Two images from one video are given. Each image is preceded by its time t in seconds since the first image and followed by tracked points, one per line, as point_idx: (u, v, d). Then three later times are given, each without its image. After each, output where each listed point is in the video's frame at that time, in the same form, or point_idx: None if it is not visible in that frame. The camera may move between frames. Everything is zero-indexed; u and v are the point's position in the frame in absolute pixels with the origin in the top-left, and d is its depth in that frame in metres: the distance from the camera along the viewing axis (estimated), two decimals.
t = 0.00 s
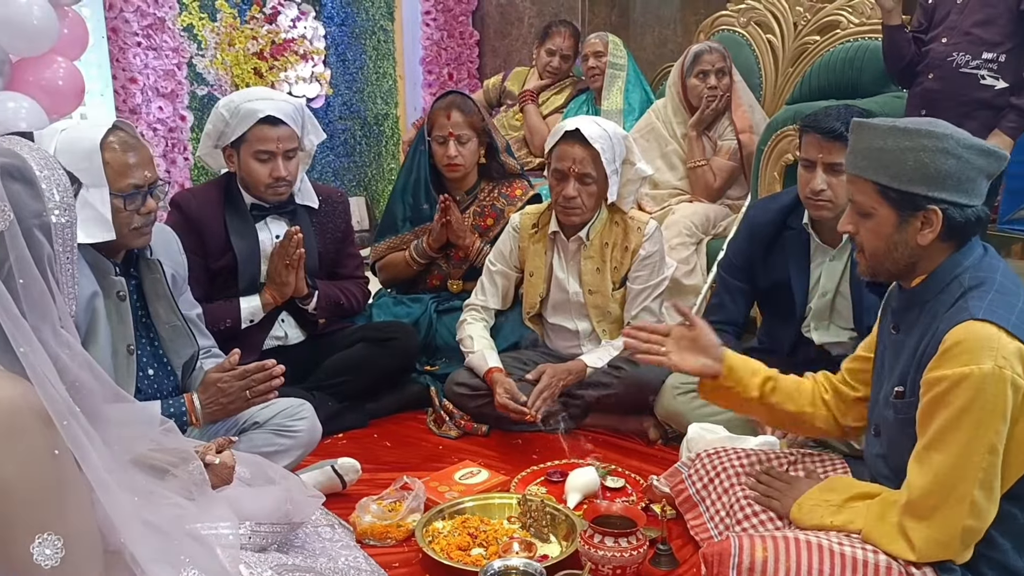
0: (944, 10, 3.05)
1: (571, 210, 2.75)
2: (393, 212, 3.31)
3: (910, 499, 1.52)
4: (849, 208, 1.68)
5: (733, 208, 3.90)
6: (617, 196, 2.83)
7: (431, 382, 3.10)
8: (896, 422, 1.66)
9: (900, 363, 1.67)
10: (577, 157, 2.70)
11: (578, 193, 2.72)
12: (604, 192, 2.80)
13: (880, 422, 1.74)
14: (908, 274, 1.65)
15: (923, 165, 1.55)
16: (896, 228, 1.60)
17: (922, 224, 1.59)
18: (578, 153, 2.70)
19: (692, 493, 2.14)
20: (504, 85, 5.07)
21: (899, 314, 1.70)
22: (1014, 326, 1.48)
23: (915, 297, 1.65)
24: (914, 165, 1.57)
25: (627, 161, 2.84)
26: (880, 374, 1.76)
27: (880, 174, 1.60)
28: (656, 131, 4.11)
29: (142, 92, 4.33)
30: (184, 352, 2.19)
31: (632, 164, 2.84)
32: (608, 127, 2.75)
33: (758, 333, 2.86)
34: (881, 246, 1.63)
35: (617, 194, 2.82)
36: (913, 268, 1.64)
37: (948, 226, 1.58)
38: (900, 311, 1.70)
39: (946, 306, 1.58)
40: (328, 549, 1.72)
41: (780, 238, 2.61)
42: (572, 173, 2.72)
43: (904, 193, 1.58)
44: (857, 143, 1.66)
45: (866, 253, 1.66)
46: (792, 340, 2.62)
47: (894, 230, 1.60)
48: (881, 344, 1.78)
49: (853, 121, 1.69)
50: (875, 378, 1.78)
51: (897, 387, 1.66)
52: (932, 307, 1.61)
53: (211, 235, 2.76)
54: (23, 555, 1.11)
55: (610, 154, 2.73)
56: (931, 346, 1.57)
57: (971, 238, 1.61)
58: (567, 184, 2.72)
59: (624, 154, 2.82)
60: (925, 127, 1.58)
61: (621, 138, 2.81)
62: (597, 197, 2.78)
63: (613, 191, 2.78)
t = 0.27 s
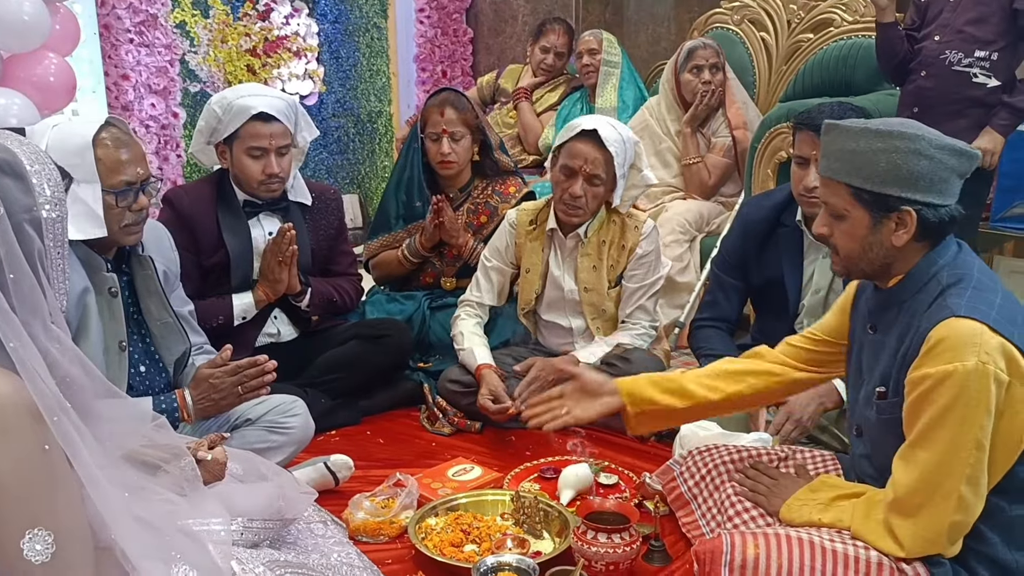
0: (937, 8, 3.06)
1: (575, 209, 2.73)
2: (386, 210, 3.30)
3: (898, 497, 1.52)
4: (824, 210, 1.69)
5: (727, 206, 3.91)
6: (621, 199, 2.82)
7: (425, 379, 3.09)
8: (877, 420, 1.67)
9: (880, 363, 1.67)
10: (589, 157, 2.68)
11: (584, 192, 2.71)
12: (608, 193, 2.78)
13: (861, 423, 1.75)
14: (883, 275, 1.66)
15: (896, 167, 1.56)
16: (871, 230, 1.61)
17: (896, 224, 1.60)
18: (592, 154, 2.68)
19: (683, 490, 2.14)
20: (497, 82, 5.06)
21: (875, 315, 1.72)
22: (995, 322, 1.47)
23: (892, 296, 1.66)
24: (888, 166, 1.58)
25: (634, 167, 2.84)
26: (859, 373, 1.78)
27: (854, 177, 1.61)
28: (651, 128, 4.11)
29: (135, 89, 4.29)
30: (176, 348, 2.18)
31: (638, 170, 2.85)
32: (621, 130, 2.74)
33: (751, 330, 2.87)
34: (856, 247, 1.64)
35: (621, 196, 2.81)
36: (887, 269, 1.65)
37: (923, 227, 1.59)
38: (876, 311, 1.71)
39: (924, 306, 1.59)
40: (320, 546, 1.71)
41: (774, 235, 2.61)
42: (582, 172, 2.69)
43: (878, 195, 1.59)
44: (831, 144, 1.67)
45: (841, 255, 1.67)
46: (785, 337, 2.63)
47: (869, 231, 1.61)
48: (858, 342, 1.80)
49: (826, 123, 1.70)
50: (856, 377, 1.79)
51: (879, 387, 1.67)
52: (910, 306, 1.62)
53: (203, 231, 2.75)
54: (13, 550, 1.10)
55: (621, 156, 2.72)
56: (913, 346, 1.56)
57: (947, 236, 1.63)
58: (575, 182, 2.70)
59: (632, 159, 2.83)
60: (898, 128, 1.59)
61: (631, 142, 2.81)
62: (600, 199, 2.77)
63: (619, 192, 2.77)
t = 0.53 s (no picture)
0: None
1: (585, 203, 2.69)
2: (378, 196, 3.25)
3: (876, 494, 1.52)
4: (780, 208, 1.70)
5: (716, 194, 3.92)
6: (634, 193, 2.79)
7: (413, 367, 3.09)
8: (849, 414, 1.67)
9: (847, 358, 1.67)
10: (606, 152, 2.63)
11: (596, 188, 2.66)
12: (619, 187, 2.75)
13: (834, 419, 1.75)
14: (843, 272, 1.68)
15: (849, 165, 1.57)
16: (826, 227, 1.62)
17: (852, 222, 1.61)
18: (612, 152, 2.64)
19: (670, 480, 2.14)
20: (487, 71, 5.04)
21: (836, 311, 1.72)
22: (956, 312, 1.49)
23: (852, 293, 1.67)
24: (842, 164, 1.58)
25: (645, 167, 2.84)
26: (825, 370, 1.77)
27: (808, 176, 1.62)
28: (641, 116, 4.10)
29: (121, 75, 4.28)
30: (162, 335, 2.17)
31: (649, 169, 2.85)
32: (640, 129, 2.72)
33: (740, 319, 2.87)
34: (812, 246, 1.65)
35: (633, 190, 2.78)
36: (845, 266, 1.66)
37: (874, 225, 1.60)
38: (839, 307, 1.72)
39: (885, 300, 1.60)
40: (307, 533, 1.70)
41: (763, 224, 2.60)
42: (597, 168, 2.65)
43: (834, 194, 1.60)
44: (785, 143, 1.68)
45: (799, 253, 1.68)
46: (773, 326, 2.64)
47: (824, 229, 1.62)
48: (824, 340, 1.79)
49: (781, 122, 1.71)
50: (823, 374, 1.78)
51: (847, 383, 1.67)
52: (871, 302, 1.63)
53: (191, 218, 2.73)
54: None
55: (637, 152, 2.70)
56: (876, 343, 1.58)
57: (904, 230, 1.64)
58: (588, 178, 2.65)
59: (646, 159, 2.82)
60: (851, 126, 1.60)
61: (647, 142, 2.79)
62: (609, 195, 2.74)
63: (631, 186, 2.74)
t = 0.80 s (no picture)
0: None
1: (591, 200, 2.64)
2: (370, 182, 3.22)
3: (854, 481, 1.52)
4: (748, 201, 1.75)
5: (708, 178, 3.91)
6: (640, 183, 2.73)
7: (404, 351, 3.10)
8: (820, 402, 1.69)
9: (820, 348, 1.68)
10: (616, 153, 2.57)
11: (602, 187, 2.61)
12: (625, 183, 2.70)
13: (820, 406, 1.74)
14: (812, 259, 1.72)
15: (809, 156, 1.61)
16: (790, 219, 1.67)
17: (815, 211, 1.64)
18: (620, 151, 2.57)
19: (663, 461, 2.11)
20: (480, 54, 5.02)
21: (814, 298, 1.73)
22: (916, 296, 1.49)
23: (824, 280, 1.68)
24: (801, 156, 1.62)
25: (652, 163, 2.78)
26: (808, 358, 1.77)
27: (769, 168, 1.66)
28: (631, 101, 4.06)
29: (110, 56, 4.23)
30: (151, 318, 2.16)
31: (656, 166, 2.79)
32: (650, 126, 2.64)
33: (731, 304, 2.88)
34: (778, 237, 1.70)
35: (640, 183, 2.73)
36: (813, 254, 1.71)
37: (844, 210, 1.63)
38: (815, 294, 1.72)
39: (851, 286, 1.60)
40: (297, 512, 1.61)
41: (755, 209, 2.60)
42: (604, 167, 2.59)
43: (794, 185, 1.64)
44: (749, 136, 1.73)
45: (769, 244, 1.73)
46: (764, 310, 2.64)
47: (787, 220, 1.67)
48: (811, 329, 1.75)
49: (747, 115, 1.75)
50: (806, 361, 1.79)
51: (820, 370, 1.69)
52: (838, 288, 1.64)
53: (182, 201, 2.72)
54: None
55: (646, 149, 2.64)
56: (843, 328, 1.58)
57: (869, 218, 1.66)
58: (595, 176, 2.58)
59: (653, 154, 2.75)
60: (810, 118, 1.64)
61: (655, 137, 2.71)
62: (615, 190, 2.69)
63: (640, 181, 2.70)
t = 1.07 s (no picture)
0: None
1: (592, 198, 2.62)
2: (366, 168, 3.15)
3: (841, 464, 1.53)
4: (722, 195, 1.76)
5: (704, 166, 3.87)
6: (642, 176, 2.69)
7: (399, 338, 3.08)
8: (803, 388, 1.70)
9: (800, 335, 1.68)
10: (620, 153, 2.54)
11: (605, 185, 2.59)
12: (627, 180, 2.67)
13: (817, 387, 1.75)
14: (789, 247, 1.71)
15: (778, 145, 1.62)
16: (764, 208, 1.67)
17: (788, 200, 1.64)
18: (623, 152, 2.54)
19: (656, 449, 2.14)
20: (476, 39, 4.99)
21: (791, 287, 1.73)
22: (889, 277, 1.50)
23: (800, 269, 1.68)
24: (771, 145, 1.64)
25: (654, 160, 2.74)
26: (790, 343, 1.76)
27: (741, 158, 1.67)
28: (626, 90, 4.00)
29: (104, 39, 4.22)
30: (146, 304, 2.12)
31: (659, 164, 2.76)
32: (654, 124, 2.60)
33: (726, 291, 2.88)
34: (754, 226, 1.70)
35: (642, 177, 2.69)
36: (790, 241, 1.69)
37: (828, 199, 1.63)
38: (792, 283, 1.72)
39: (825, 272, 1.60)
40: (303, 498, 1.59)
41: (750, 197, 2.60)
42: (608, 167, 2.56)
43: (766, 173, 1.64)
44: (719, 129, 1.74)
45: (744, 234, 1.74)
46: (759, 298, 2.64)
47: (762, 210, 1.67)
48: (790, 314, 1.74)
49: (716, 108, 1.76)
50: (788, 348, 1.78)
51: (802, 357, 1.69)
52: (813, 274, 1.64)
53: (174, 185, 2.71)
54: None
55: (650, 147, 2.60)
56: (819, 312, 1.58)
57: (841, 204, 1.66)
58: (598, 176, 2.56)
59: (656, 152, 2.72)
60: (777, 108, 1.65)
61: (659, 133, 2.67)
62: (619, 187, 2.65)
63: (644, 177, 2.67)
